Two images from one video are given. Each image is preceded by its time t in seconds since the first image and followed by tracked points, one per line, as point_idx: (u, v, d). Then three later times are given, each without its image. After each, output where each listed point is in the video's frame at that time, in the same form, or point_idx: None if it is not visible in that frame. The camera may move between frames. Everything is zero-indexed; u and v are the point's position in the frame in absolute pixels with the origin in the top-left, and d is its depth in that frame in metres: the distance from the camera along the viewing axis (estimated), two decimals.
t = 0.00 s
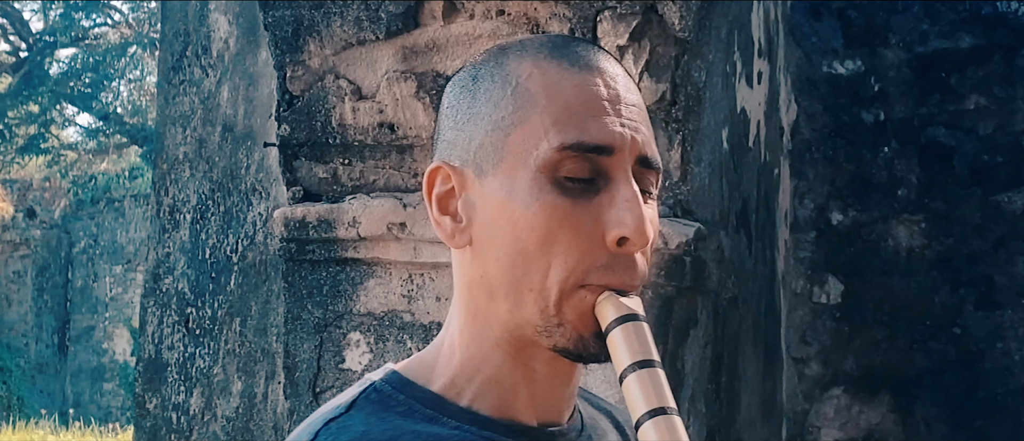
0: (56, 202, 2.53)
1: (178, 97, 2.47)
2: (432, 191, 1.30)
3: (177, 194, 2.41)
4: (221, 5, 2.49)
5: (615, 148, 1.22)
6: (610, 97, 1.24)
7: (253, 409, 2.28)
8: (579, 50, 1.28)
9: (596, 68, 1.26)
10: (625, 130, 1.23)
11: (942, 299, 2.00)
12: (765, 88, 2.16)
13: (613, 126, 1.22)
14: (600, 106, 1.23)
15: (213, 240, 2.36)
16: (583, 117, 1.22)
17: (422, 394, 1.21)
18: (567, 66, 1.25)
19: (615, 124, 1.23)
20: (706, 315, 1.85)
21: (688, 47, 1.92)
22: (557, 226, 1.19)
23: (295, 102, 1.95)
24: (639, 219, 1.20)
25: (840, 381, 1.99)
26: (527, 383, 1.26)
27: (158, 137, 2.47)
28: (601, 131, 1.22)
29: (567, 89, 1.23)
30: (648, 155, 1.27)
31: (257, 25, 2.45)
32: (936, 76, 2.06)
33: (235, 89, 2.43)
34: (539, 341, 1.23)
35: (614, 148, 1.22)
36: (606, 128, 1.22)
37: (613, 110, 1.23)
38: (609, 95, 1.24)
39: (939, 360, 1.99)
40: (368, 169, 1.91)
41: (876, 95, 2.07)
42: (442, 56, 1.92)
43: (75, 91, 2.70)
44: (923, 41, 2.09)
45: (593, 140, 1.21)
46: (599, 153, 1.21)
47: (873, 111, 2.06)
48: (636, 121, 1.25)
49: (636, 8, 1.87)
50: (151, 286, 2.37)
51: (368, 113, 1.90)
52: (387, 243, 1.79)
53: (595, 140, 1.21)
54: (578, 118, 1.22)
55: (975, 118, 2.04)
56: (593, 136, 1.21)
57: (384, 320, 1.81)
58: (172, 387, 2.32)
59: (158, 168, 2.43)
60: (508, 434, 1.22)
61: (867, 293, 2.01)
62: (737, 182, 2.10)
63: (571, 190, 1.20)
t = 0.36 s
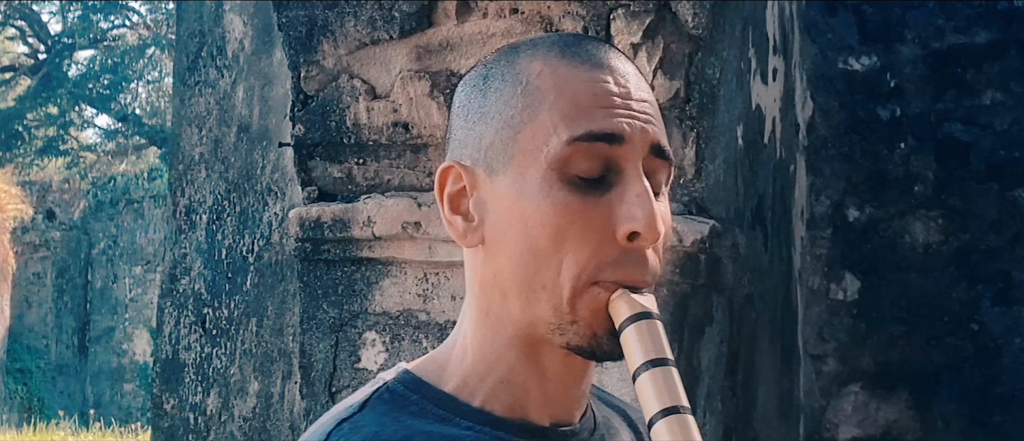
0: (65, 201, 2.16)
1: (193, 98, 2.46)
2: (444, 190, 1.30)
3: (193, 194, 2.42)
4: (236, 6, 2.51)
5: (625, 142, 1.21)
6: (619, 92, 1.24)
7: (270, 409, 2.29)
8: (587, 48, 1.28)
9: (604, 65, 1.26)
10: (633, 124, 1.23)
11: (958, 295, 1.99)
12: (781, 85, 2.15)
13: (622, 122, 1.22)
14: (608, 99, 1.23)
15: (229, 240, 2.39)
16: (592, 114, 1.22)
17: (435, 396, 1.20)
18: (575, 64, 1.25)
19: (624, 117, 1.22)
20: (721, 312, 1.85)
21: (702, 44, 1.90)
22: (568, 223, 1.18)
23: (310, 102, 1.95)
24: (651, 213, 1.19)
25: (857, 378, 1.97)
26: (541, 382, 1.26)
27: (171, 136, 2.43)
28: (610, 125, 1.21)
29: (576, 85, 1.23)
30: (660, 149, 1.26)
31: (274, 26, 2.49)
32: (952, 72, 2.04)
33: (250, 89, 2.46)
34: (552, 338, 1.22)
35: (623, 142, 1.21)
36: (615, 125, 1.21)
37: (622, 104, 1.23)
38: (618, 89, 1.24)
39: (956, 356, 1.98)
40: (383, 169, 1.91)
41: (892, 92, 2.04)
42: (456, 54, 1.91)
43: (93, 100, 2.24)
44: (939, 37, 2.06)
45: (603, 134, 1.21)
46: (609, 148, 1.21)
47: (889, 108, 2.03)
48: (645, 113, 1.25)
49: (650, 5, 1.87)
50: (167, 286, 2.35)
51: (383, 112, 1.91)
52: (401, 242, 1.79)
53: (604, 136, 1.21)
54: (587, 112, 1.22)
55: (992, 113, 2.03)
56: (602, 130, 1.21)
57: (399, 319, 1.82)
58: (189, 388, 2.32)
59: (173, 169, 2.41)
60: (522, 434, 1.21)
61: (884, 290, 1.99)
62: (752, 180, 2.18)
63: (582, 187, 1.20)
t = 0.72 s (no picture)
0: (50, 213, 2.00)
1: (207, 97, 2.51)
2: (448, 184, 1.22)
3: (207, 194, 2.45)
4: (249, 5, 2.51)
5: (629, 142, 1.13)
6: (624, 90, 1.15)
7: (284, 407, 2.25)
8: (595, 44, 1.19)
9: (611, 61, 1.17)
10: (638, 124, 1.14)
11: (975, 289, 2.03)
12: (795, 80, 2.16)
13: (626, 118, 1.13)
14: (613, 98, 1.14)
15: (242, 239, 2.37)
16: (596, 110, 1.13)
17: (439, 390, 1.13)
18: (582, 59, 1.16)
19: (629, 117, 1.14)
20: (734, 308, 1.84)
21: (713, 37, 1.89)
22: (568, 221, 1.11)
23: (321, 99, 1.95)
24: (653, 213, 1.11)
25: (874, 373, 2.02)
26: (543, 380, 1.17)
27: (189, 136, 2.52)
28: (614, 125, 1.13)
29: (580, 81, 1.15)
30: (665, 148, 1.18)
31: (285, 24, 2.47)
32: (968, 66, 2.11)
33: (263, 87, 2.44)
34: (551, 336, 1.14)
35: (627, 142, 1.13)
36: (620, 121, 1.13)
37: (627, 101, 1.14)
38: (623, 87, 1.15)
39: (973, 351, 2.02)
40: (395, 166, 1.90)
41: (907, 85, 2.11)
42: (467, 50, 1.91)
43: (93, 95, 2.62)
44: (953, 30, 2.13)
45: (605, 134, 1.13)
46: (613, 146, 1.13)
47: (904, 101, 2.10)
48: (651, 112, 1.16)
49: None
50: (183, 286, 2.42)
51: (393, 109, 1.91)
52: (413, 239, 1.79)
53: (608, 133, 1.13)
54: (591, 110, 1.13)
55: (1008, 108, 2.08)
56: (605, 130, 1.13)
57: (412, 316, 1.81)
58: (204, 387, 2.33)
59: (190, 168, 2.49)
60: (525, 430, 1.12)
61: (900, 284, 2.04)
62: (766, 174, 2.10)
63: (583, 184, 1.12)
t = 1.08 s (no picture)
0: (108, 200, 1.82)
1: (222, 94, 2.50)
2: (450, 182, 1.20)
3: (221, 191, 2.45)
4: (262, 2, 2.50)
5: (636, 136, 1.12)
6: (630, 83, 1.13)
7: (299, 403, 2.24)
8: (598, 36, 1.17)
9: (615, 53, 1.15)
10: (645, 118, 1.13)
11: (993, 283, 2.02)
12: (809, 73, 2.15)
13: (633, 112, 1.12)
14: (619, 92, 1.12)
15: (257, 236, 2.37)
16: (603, 105, 1.12)
17: (445, 384, 1.12)
18: (587, 52, 1.14)
19: (636, 111, 1.12)
20: (748, 300, 1.84)
21: (724, 30, 1.88)
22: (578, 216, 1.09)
23: (333, 95, 1.95)
24: (662, 206, 1.10)
25: (891, 367, 2.03)
26: (552, 375, 1.16)
27: (204, 135, 2.51)
28: (622, 119, 1.12)
29: (585, 75, 1.13)
30: (670, 140, 1.16)
31: (297, 20, 2.46)
32: (985, 57, 2.08)
33: (277, 84, 2.43)
34: (562, 331, 1.13)
35: (634, 136, 1.12)
36: (627, 116, 1.12)
37: (632, 95, 1.13)
38: (629, 80, 1.13)
39: (991, 345, 2.01)
40: (408, 161, 1.89)
41: (924, 78, 2.10)
42: (479, 44, 1.89)
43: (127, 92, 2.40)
44: (971, 22, 2.11)
45: (612, 128, 1.11)
46: (621, 141, 1.11)
47: (921, 94, 2.09)
48: (656, 105, 1.15)
49: None
50: (199, 282, 2.42)
51: (406, 104, 1.90)
52: (426, 234, 1.77)
53: (615, 128, 1.11)
54: (598, 105, 1.12)
55: None
56: (613, 124, 1.11)
57: (424, 312, 1.80)
58: (220, 384, 2.33)
59: (205, 166, 2.49)
60: (531, 424, 1.12)
61: (918, 278, 2.04)
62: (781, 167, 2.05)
63: (592, 179, 1.11)
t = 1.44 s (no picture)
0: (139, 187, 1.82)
1: (238, 89, 2.50)
2: (461, 175, 1.19)
3: (238, 186, 2.45)
4: None
5: (650, 135, 1.10)
6: (645, 79, 1.11)
7: (315, 397, 2.25)
8: (613, 30, 1.15)
9: (631, 48, 1.13)
10: (659, 116, 1.10)
11: (1013, 276, 2.00)
12: (827, 65, 2.16)
13: (648, 111, 1.10)
14: (634, 88, 1.10)
15: (274, 231, 2.36)
16: (618, 102, 1.09)
17: (448, 376, 1.12)
18: (601, 48, 1.12)
19: (650, 109, 1.10)
20: (764, 293, 1.82)
21: (739, 21, 1.85)
22: (590, 214, 1.08)
23: (346, 89, 1.94)
24: (675, 205, 1.08)
25: (910, 361, 1.99)
26: (561, 369, 1.15)
27: (220, 130, 2.51)
28: (636, 118, 1.09)
29: (598, 71, 1.11)
30: (683, 137, 1.14)
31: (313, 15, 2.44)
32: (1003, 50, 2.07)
33: (292, 79, 2.42)
34: (573, 328, 1.12)
35: (648, 135, 1.10)
36: (641, 114, 1.09)
37: (647, 91, 1.11)
38: (644, 76, 1.11)
39: (1010, 338, 2.00)
40: (421, 154, 1.89)
41: (942, 70, 2.07)
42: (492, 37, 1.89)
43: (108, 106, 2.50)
44: (989, 14, 2.09)
45: (627, 126, 1.09)
46: (635, 139, 1.09)
47: (939, 86, 2.07)
48: (670, 102, 1.12)
49: None
50: (216, 277, 2.42)
51: (419, 97, 1.89)
52: (440, 228, 1.76)
53: (629, 126, 1.09)
54: (612, 102, 1.09)
55: None
56: (627, 123, 1.09)
57: (439, 305, 1.79)
58: (236, 379, 2.34)
59: (221, 161, 2.48)
60: (541, 419, 1.11)
61: (937, 271, 2.01)
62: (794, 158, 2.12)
63: (604, 176, 1.09)
